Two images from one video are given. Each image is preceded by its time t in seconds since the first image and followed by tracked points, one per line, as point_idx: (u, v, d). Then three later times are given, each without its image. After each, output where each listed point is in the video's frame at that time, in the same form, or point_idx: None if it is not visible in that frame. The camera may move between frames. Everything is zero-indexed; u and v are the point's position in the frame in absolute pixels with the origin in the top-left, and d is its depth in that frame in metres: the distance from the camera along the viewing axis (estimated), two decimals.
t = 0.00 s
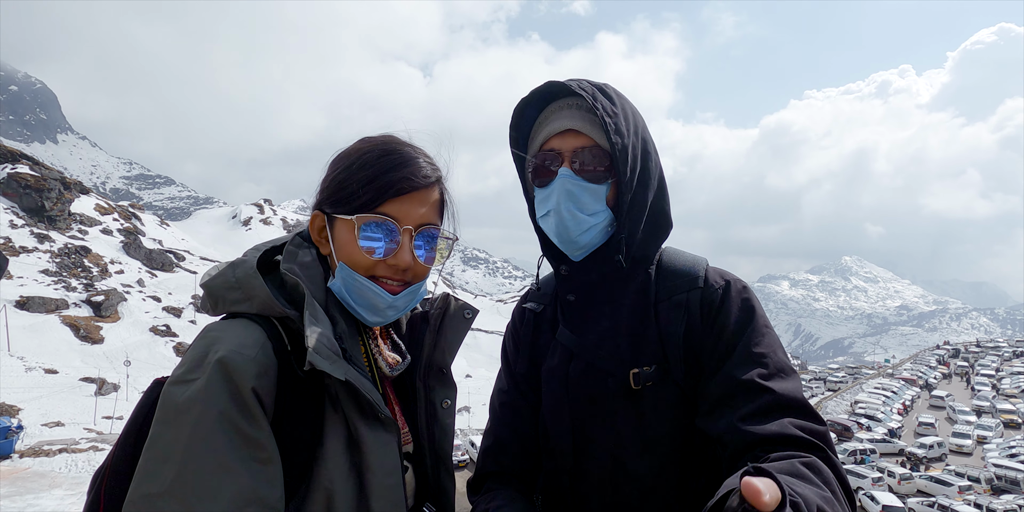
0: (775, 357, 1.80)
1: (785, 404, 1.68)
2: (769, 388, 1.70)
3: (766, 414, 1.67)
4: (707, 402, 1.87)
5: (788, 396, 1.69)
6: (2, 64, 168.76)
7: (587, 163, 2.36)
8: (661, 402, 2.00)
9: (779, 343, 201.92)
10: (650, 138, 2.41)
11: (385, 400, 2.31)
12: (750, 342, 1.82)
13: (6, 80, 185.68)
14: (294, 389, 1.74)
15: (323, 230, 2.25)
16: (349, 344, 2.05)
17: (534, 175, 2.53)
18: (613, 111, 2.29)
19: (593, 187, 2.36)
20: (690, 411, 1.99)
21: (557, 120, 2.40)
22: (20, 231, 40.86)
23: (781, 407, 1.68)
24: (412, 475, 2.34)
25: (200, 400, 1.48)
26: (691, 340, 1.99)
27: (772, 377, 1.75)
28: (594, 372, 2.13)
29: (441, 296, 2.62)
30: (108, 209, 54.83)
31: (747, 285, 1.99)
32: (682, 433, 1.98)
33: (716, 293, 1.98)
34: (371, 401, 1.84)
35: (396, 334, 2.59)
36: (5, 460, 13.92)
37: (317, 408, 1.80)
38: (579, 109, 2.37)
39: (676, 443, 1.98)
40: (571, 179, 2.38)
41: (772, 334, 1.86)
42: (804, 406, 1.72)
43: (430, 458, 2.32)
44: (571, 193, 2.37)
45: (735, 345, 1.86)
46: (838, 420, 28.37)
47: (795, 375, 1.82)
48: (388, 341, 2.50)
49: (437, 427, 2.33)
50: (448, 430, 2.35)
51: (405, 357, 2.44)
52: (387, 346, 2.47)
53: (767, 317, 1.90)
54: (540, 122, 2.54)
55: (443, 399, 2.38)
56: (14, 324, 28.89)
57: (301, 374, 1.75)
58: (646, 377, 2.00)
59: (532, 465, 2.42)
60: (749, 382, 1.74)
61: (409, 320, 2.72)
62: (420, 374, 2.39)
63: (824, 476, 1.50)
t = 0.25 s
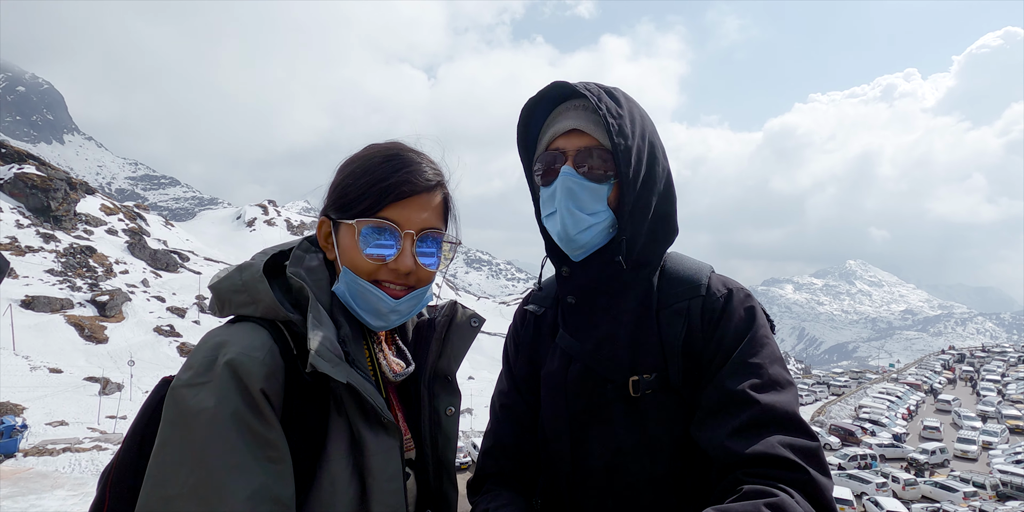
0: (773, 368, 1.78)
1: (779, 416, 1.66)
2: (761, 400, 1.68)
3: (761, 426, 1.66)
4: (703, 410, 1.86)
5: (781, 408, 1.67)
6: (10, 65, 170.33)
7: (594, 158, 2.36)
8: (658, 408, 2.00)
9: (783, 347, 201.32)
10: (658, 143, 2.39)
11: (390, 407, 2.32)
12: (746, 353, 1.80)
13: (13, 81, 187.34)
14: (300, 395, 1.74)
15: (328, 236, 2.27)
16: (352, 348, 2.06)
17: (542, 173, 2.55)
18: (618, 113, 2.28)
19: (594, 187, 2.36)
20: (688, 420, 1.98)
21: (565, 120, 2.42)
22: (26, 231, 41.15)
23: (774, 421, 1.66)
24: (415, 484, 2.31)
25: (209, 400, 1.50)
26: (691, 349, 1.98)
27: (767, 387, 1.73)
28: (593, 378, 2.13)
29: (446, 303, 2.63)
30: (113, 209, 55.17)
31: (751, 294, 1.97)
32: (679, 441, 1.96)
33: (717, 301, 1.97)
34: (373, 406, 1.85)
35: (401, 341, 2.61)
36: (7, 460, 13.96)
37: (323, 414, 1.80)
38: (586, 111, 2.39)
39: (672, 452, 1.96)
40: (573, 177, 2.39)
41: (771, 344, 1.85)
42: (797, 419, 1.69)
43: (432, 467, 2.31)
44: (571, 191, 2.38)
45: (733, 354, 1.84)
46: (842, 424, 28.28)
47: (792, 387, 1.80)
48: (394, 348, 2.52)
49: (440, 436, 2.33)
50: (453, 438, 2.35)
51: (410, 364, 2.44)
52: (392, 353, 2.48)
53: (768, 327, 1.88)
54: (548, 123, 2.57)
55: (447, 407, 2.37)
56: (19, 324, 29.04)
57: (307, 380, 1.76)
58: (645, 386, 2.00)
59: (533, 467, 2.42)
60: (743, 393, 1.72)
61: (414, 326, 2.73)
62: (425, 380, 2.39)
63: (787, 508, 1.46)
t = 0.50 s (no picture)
0: (775, 374, 1.77)
1: (775, 424, 1.66)
2: (759, 405, 1.68)
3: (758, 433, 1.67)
4: (702, 410, 1.85)
5: (778, 415, 1.67)
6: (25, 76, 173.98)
7: (572, 147, 2.55)
8: (660, 408, 1.99)
9: (791, 355, 199.87)
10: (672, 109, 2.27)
11: (395, 404, 2.34)
12: (749, 357, 1.80)
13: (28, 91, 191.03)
14: (305, 390, 1.76)
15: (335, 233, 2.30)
16: (359, 342, 2.08)
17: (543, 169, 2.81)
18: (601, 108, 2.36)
19: (561, 170, 2.56)
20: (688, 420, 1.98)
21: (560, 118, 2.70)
22: (38, 238, 41.75)
23: (769, 429, 1.67)
24: (418, 478, 2.33)
25: (214, 395, 1.54)
26: (694, 349, 1.96)
27: (766, 393, 1.73)
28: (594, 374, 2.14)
29: (453, 300, 2.63)
30: (123, 216, 55.89)
31: (761, 298, 1.94)
32: (678, 441, 1.96)
33: (724, 303, 1.94)
34: (377, 400, 1.86)
35: (408, 337, 2.62)
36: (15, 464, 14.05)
37: (327, 409, 1.82)
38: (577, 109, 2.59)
39: (669, 449, 1.96)
40: (548, 163, 2.65)
41: (777, 349, 1.83)
42: (795, 426, 1.68)
43: (436, 464, 2.32)
44: (542, 175, 2.63)
45: (735, 356, 1.84)
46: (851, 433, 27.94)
47: (793, 395, 1.78)
48: (400, 344, 2.53)
49: (444, 433, 2.34)
50: (455, 435, 2.36)
51: (416, 359, 2.47)
52: (398, 349, 2.50)
53: (774, 332, 1.87)
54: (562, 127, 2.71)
55: (451, 403, 2.39)
56: (30, 330, 29.38)
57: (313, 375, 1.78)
58: (645, 384, 2.00)
59: (534, 459, 2.42)
60: (742, 397, 1.72)
61: (420, 322, 2.74)
62: (430, 377, 2.40)
63: None
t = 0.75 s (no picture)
0: (766, 374, 1.77)
1: (764, 423, 1.66)
2: (748, 404, 1.68)
3: (748, 434, 1.67)
4: (694, 406, 1.85)
5: (768, 415, 1.67)
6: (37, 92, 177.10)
7: (569, 146, 2.62)
8: (651, 403, 1.98)
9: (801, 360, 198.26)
10: (670, 103, 2.30)
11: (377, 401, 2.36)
12: (742, 357, 1.79)
13: (39, 106, 194.51)
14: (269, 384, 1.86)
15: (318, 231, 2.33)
16: (325, 340, 2.11)
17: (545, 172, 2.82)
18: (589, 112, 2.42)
19: (557, 166, 2.63)
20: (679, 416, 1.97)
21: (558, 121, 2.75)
22: (49, 251, 42.33)
23: (757, 428, 1.67)
24: (406, 472, 2.35)
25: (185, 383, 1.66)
26: (687, 347, 1.95)
27: (757, 393, 1.73)
28: (587, 367, 2.15)
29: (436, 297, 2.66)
30: (132, 228, 56.55)
31: (756, 298, 1.93)
32: (667, 435, 1.97)
33: (719, 301, 1.93)
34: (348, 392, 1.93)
35: (392, 334, 2.65)
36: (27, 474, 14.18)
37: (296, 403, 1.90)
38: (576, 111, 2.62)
39: (658, 443, 1.96)
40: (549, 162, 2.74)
41: (770, 349, 1.83)
42: (783, 427, 1.68)
43: (426, 460, 2.35)
44: (541, 174, 2.71)
45: (727, 354, 1.84)
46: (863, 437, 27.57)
47: (784, 397, 1.78)
48: (383, 342, 2.58)
49: (431, 429, 2.38)
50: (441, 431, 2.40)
51: (397, 357, 2.50)
52: (381, 347, 2.54)
53: (768, 333, 1.86)
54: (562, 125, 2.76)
55: (438, 400, 2.42)
56: (41, 342, 29.71)
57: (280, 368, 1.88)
58: (637, 378, 1.99)
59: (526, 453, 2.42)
60: (731, 395, 1.71)
61: (406, 319, 2.76)
62: (414, 373, 2.42)
63: (751, 511, 1.49)
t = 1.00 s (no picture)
0: (775, 387, 1.75)
1: (773, 436, 1.65)
2: (756, 417, 1.67)
3: (755, 446, 1.66)
4: (702, 418, 1.84)
5: (778, 428, 1.65)
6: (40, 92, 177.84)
7: (572, 159, 2.57)
8: (658, 414, 1.98)
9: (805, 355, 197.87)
10: (673, 113, 2.30)
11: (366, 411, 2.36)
12: (751, 368, 1.77)
13: (43, 107, 195.36)
14: (254, 398, 1.89)
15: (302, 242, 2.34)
16: (308, 356, 2.12)
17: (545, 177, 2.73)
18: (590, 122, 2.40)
19: (561, 181, 2.60)
20: (686, 427, 1.96)
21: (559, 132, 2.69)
22: (54, 251, 42.62)
23: (767, 442, 1.65)
24: (401, 481, 2.36)
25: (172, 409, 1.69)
26: (695, 358, 1.95)
27: (766, 406, 1.71)
28: (593, 377, 2.14)
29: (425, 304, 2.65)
30: (137, 227, 56.81)
31: (764, 308, 1.92)
32: (675, 446, 1.96)
33: (726, 312, 1.92)
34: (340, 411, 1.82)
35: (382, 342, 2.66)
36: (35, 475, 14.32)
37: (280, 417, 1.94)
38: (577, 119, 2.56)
39: (665, 453, 1.95)
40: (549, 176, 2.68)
41: (779, 360, 1.81)
42: (794, 440, 1.67)
43: (419, 470, 2.36)
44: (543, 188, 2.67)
45: (737, 365, 1.82)
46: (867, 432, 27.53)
47: (794, 409, 1.77)
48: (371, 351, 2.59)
49: (423, 438, 2.38)
50: (434, 440, 2.40)
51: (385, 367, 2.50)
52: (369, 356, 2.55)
53: (777, 345, 1.85)
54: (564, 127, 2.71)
55: (429, 408, 2.42)
56: (48, 341, 29.96)
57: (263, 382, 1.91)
58: (643, 389, 1.98)
59: (531, 462, 2.43)
60: (740, 408, 1.70)
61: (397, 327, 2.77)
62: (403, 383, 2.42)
63: None
